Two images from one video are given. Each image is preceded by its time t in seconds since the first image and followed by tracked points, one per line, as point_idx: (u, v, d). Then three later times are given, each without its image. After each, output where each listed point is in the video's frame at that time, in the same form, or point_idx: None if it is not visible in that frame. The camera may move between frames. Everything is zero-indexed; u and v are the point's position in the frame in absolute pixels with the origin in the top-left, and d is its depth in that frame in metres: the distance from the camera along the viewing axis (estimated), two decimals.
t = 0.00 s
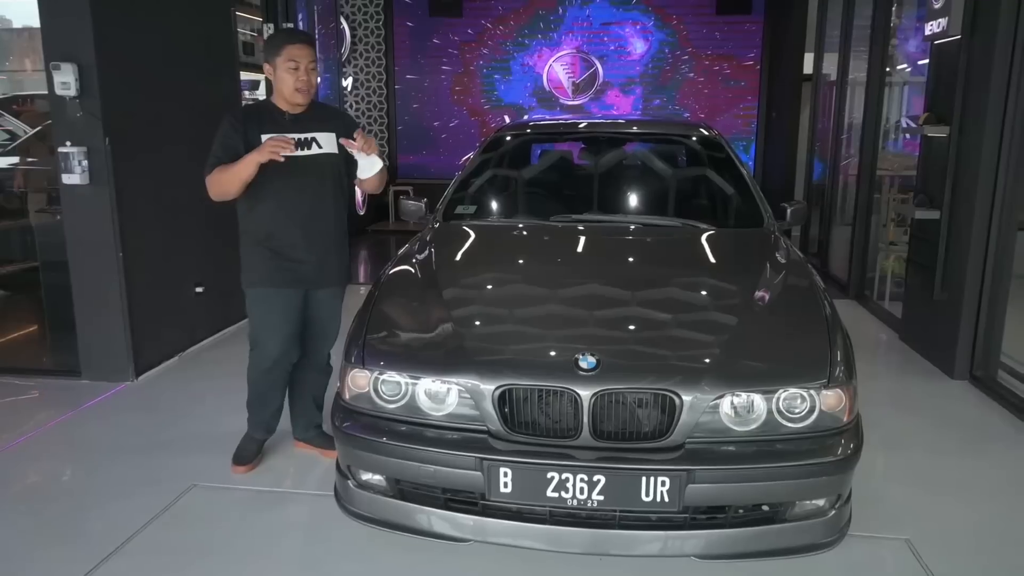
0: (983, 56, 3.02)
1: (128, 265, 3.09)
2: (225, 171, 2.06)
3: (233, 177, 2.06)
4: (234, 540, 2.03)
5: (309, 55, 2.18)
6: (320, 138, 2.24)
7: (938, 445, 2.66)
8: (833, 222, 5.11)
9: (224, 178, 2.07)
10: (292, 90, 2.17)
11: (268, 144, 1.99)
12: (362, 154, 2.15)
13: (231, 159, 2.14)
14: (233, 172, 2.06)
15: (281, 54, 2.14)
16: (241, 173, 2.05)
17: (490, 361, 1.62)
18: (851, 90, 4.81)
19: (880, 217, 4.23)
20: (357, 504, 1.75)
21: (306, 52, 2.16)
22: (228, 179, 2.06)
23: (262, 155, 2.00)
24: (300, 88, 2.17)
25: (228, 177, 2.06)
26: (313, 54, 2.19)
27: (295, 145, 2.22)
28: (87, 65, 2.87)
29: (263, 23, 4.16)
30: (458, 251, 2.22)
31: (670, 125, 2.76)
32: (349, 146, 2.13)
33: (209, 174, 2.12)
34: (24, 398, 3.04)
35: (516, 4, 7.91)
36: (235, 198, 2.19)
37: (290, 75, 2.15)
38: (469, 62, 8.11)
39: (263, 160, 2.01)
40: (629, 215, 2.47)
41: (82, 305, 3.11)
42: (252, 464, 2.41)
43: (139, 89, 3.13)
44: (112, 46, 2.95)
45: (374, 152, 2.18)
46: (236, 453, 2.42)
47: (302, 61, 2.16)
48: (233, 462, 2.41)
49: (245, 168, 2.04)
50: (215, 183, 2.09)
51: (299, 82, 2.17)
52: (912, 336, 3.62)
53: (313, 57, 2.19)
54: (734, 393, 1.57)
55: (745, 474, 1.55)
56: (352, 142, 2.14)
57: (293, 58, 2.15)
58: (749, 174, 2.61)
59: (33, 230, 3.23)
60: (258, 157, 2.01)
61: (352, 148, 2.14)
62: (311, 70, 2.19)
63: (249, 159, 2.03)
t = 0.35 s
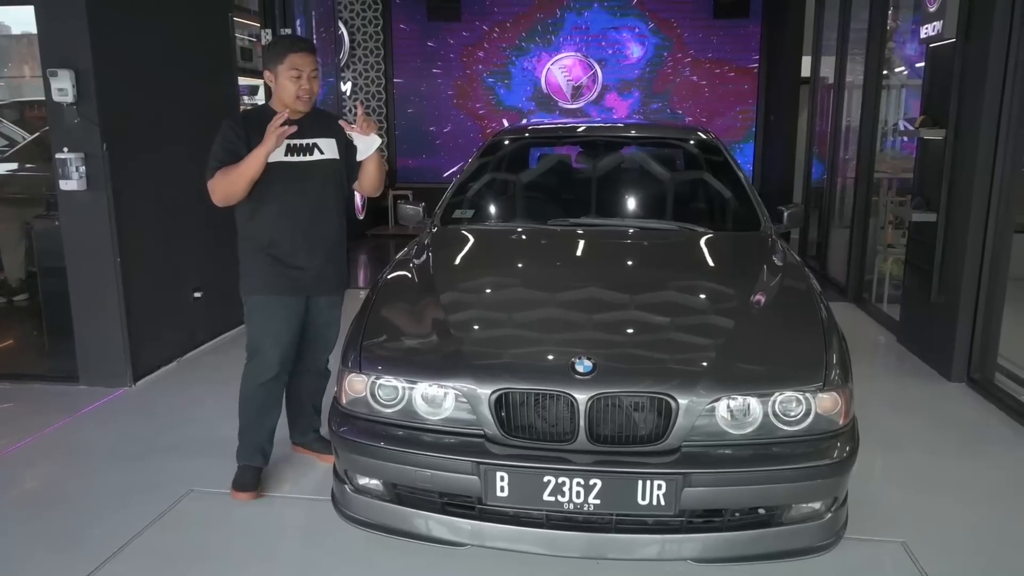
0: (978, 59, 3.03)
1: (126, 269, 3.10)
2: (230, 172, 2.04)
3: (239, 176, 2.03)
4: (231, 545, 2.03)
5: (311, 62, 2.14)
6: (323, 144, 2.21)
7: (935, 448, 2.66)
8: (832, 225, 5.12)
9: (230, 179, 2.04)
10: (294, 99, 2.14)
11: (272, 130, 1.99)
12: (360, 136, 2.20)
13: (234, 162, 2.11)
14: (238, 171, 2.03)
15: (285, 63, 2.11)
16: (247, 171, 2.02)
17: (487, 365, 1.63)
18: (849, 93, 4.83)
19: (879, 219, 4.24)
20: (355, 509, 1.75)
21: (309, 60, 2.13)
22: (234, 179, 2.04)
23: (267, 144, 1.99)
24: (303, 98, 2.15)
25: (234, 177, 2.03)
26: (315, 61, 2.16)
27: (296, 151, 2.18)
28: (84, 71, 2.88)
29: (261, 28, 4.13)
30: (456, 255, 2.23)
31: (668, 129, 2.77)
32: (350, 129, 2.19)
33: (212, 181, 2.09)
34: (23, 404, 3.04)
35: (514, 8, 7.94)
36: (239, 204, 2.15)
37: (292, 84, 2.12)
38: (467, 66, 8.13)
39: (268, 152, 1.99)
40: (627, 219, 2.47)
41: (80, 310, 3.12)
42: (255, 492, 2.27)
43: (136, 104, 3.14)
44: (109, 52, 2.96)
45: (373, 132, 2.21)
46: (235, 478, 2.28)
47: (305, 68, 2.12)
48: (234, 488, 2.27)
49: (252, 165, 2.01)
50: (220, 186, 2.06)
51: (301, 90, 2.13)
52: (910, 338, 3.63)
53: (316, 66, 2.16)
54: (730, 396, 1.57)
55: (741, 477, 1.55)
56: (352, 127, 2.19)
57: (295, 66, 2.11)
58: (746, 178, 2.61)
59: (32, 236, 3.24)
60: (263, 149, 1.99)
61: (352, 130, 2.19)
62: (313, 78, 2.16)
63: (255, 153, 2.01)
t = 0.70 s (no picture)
0: (977, 61, 3.03)
1: (128, 274, 3.12)
2: (218, 193, 1.96)
3: (227, 199, 1.96)
4: (231, 547, 2.04)
5: (291, 68, 2.10)
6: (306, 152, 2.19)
7: (936, 451, 2.66)
8: (833, 226, 5.12)
9: (217, 200, 1.96)
10: (274, 106, 2.09)
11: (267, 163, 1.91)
12: (349, 165, 2.12)
13: (215, 176, 2.03)
14: (227, 193, 1.95)
15: (264, 68, 2.05)
16: (237, 197, 1.95)
17: (483, 366, 1.63)
18: (850, 95, 4.82)
19: (880, 221, 4.24)
20: (352, 510, 1.76)
21: (289, 66, 2.08)
22: (221, 200, 1.96)
23: (262, 177, 1.91)
24: (284, 104, 2.10)
25: (222, 199, 1.96)
26: (295, 66, 2.11)
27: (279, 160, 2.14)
28: (86, 78, 2.90)
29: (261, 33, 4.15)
30: (456, 258, 2.24)
31: (667, 131, 2.77)
32: (335, 156, 2.11)
33: (195, 196, 2.00)
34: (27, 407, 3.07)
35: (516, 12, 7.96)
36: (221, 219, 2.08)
37: (273, 90, 2.07)
38: (469, 69, 8.14)
39: (262, 183, 1.92)
40: (625, 221, 2.48)
41: (83, 314, 3.14)
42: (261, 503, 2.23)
43: (138, 108, 3.16)
44: (111, 59, 2.99)
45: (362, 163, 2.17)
46: (236, 490, 2.23)
47: (285, 75, 2.07)
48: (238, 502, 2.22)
49: (242, 192, 1.94)
50: (204, 205, 1.98)
51: (283, 97, 2.09)
52: (911, 340, 3.62)
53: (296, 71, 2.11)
54: (724, 397, 1.58)
55: (735, 479, 1.55)
56: (339, 154, 2.11)
57: (276, 73, 2.06)
58: (745, 179, 2.62)
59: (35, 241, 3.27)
60: (257, 180, 1.91)
61: (339, 159, 2.12)
62: (293, 84, 2.11)
63: (247, 181, 1.93)
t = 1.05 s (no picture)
0: (981, 60, 3.02)
1: (135, 274, 3.15)
2: (183, 197, 1.95)
3: (191, 205, 1.95)
4: (234, 544, 2.06)
5: (262, 64, 2.09)
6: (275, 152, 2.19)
7: (938, 451, 2.66)
8: (839, 226, 5.11)
9: (181, 204, 1.96)
10: (245, 102, 2.08)
11: (237, 174, 1.92)
12: (321, 179, 2.14)
13: (180, 177, 2.02)
14: (193, 198, 1.95)
15: (235, 64, 2.05)
16: (202, 203, 1.95)
17: (483, 365, 1.65)
18: (855, 94, 4.82)
19: (885, 221, 4.24)
20: (355, 508, 1.78)
21: (259, 62, 2.08)
22: (184, 205, 1.96)
23: (230, 187, 1.92)
24: (256, 101, 2.08)
25: (185, 204, 1.95)
26: (267, 63, 2.10)
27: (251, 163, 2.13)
28: (93, 82, 2.94)
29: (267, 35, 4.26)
30: (459, 258, 2.26)
31: (670, 132, 2.78)
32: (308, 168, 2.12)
33: (158, 196, 1.99)
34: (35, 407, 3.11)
35: (521, 13, 7.97)
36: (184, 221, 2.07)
37: (243, 86, 2.06)
38: (474, 70, 8.16)
39: (229, 194, 1.93)
40: (628, 221, 2.49)
41: (90, 315, 3.17)
42: (264, 502, 2.25)
43: (145, 110, 3.19)
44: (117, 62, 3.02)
45: (334, 178, 2.18)
46: (240, 490, 2.25)
47: (255, 71, 2.07)
48: (242, 500, 2.25)
49: (208, 199, 1.94)
50: (166, 207, 1.96)
51: (254, 93, 2.07)
52: (915, 340, 3.62)
53: (268, 67, 2.10)
54: (723, 396, 1.59)
55: (734, 477, 1.56)
56: (311, 167, 2.13)
57: (245, 68, 2.05)
58: (747, 180, 2.62)
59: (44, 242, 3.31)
60: (225, 190, 1.92)
61: (311, 172, 2.13)
62: (265, 81, 2.10)
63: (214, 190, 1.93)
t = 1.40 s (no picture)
0: (985, 58, 3.01)
1: (141, 269, 3.18)
2: (163, 205, 1.97)
3: (170, 215, 1.97)
4: (238, 534, 2.09)
5: (234, 55, 2.09)
6: (261, 151, 2.18)
7: (937, 449, 2.66)
8: (842, 223, 5.11)
9: (160, 213, 1.98)
10: (217, 94, 2.08)
11: (213, 195, 1.94)
12: (293, 194, 2.10)
13: (162, 179, 2.03)
14: (173, 209, 1.97)
15: (205, 56, 2.07)
16: (179, 215, 1.97)
17: (483, 360, 1.67)
18: (858, 91, 4.80)
19: (888, 218, 4.23)
20: (355, 499, 1.81)
21: (229, 52, 2.08)
22: (164, 214, 1.98)
23: (206, 208, 1.95)
24: (228, 92, 2.08)
25: (165, 213, 1.97)
26: (240, 54, 2.10)
27: (236, 162, 2.13)
28: (101, 78, 2.97)
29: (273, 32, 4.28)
30: (461, 254, 2.27)
31: (672, 129, 2.79)
32: (280, 181, 2.07)
33: (140, 200, 2.01)
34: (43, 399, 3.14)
35: (525, 9, 7.97)
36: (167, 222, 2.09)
37: (214, 77, 2.07)
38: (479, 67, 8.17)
39: (204, 212, 1.96)
40: (629, 218, 2.50)
41: (97, 308, 3.21)
42: (267, 493, 2.27)
43: (151, 106, 3.22)
44: (124, 58, 3.04)
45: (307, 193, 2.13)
46: (243, 481, 2.28)
47: (224, 61, 2.07)
48: (245, 491, 2.27)
49: (186, 213, 1.97)
50: (147, 212, 1.98)
51: (224, 84, 2.07)
52: (916, 338, 3.62)
53: (240, 58, 2.09)
54: (719, 392, 1.60)
55: (730, 472, 1.58)
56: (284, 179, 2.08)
57: (215, 59, 2.06)
58: (748, 177, 2.63)
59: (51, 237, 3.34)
60: (200, 209, 1.95)
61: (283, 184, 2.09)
62: (237, 72, 2.09)
63: (192, 205, 1.96)
